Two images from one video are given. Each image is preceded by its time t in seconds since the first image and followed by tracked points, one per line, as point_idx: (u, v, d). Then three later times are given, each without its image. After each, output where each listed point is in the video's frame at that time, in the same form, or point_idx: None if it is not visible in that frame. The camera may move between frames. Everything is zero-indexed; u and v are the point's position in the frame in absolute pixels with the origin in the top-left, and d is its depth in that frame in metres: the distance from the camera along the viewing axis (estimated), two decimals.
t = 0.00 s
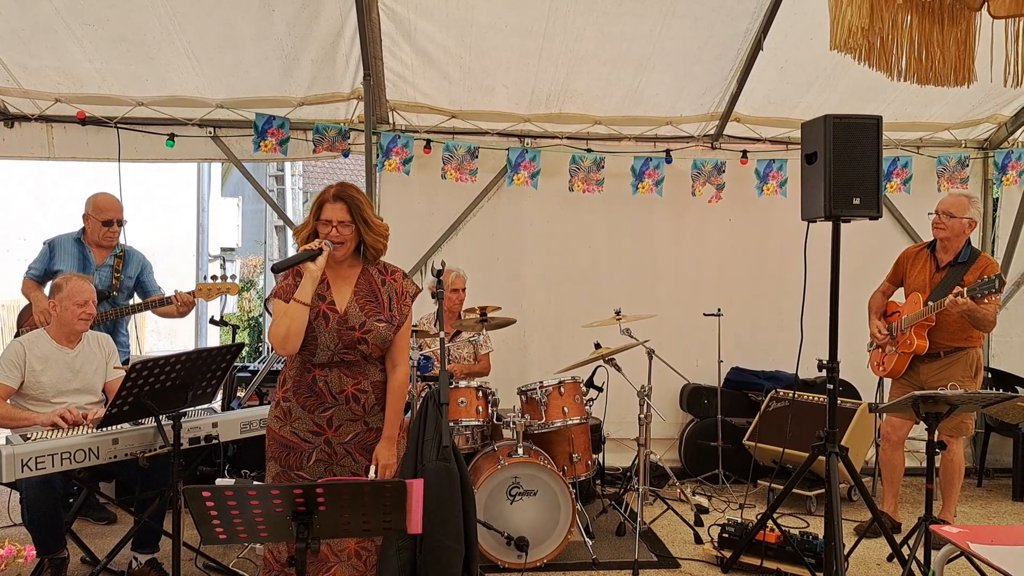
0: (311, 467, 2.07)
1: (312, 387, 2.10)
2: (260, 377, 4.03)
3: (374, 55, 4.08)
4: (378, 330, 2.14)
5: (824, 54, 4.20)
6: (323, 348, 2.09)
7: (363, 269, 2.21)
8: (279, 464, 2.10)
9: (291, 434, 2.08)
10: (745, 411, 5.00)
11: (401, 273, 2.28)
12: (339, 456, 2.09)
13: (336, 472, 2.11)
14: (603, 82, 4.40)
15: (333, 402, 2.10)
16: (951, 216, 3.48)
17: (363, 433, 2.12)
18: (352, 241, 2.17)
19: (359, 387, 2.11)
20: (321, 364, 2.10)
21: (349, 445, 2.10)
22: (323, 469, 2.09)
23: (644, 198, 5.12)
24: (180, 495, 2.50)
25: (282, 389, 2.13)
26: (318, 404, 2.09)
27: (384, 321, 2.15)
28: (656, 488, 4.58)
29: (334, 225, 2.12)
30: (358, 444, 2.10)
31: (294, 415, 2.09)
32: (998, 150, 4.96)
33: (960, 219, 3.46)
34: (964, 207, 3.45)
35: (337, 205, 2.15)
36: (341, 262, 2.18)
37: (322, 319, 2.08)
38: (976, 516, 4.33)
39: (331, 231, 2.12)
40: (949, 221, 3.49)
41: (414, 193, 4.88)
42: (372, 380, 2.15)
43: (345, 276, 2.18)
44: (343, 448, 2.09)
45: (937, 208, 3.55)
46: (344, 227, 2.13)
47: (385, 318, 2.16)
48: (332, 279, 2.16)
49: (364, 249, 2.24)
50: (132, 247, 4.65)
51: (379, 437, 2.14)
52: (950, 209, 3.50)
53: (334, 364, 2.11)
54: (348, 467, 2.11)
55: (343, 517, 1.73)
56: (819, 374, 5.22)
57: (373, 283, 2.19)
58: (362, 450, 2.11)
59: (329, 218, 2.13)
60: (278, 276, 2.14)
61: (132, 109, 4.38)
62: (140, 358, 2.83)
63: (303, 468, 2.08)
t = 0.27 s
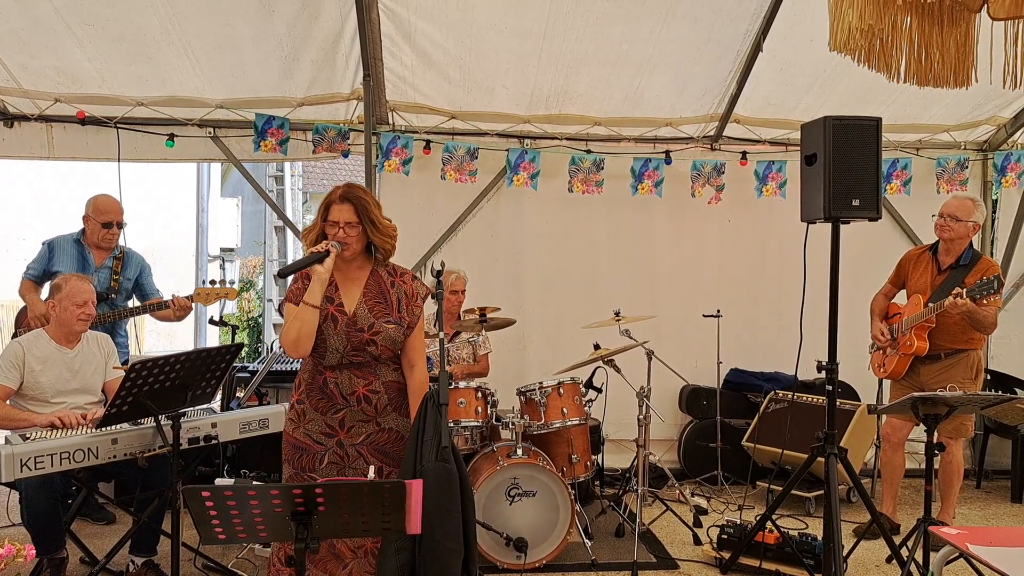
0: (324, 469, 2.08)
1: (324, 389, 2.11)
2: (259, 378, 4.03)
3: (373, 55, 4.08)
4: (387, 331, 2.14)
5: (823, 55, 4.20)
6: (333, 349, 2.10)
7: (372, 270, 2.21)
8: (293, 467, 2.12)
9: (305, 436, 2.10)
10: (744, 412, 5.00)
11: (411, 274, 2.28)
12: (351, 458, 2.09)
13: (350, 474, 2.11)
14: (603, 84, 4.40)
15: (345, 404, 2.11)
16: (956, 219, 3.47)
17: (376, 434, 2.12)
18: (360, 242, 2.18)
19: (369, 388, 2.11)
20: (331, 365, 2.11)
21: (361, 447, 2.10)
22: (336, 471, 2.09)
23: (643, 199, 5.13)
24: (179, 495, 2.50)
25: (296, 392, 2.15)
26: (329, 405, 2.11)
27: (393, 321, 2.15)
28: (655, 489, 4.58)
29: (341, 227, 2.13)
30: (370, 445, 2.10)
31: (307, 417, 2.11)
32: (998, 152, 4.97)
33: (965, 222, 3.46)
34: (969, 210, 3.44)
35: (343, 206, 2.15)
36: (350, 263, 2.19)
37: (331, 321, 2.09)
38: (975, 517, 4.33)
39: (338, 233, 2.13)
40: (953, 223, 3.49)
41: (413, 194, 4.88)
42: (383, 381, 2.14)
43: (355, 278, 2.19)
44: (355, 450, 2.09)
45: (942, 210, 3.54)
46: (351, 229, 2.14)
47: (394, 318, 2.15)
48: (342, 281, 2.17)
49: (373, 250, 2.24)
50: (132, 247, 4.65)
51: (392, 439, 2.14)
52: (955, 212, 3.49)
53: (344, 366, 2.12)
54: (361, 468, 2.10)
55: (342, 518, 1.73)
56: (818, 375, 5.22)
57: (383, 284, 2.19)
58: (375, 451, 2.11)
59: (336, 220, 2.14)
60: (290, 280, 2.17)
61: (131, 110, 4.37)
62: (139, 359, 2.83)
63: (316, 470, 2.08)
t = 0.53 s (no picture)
0: (312, 468, 2.07)
1: (313, 388, 2.10)
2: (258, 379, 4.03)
3: (373, 56, 4.09)
4: (378, 332, 2.14)
5: (823, 57, 4.21)
6: (324, 349, 2.09)
7: (367, 270, 2.22)
8: (281, 466, 2.10)
9: (293, 435, 2.08)
10: (743, 414, 5.00)
11: (404, 276, 2.29)
12: (340, 457, 2.09)
13: (338, 473, 2.10)
14: (602, 85, 4.41)
15: (334, 403, 2.11)
16: (959, 220, 3.48)
17: (365, 435, 2.12)
18: (355, 242, 2.18)
19: (358, 388, 2.10)
20: (322, 365, 2.11)
21: (350, 447, 2.09)
22: (325, 470, 2.09)
23: (643, 200, 5.13)
24: (177, 496, 2.49)
25: (283, 390, 2.13)
26: (318, 405, 2.09)
27: (385, 322, 2.15)
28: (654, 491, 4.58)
29: (337, 225, 2.14)
30: (359, 446, 2.10)
31: (295, 416, 2.09)
32: (996, 154, 4.97)
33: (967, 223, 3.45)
34: (972, 211, 3.45)
35: (341, 205, 2.15)
36: (344, 263, 2.19)
37: (323, 320, 2.09)
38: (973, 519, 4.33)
39: (334, 232, 2.14)
40: (956, 224, 3.49)
41: (413, 195, 4.88)
42: (372, 382, 2.13)
43: (349, 277, 2.19)
44: (344, 450, 2.09)
45: (944, 211, 3.55)
46: (347, 228, 2.14)
47: (386, 320, 2.16)
48: (335, 280, 2.17)
49: (367, 250, 2.25)
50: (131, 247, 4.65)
51: (380, 439, 2.13)
52: (957, 213, 3.50)
53: (334, 365, 2.11)
54: (349, 468, 2.10)
55: (341, 519, 1.73)
56: (817, 376, 5.22)
57: (377, 285, 2.20)
58: (363, 452, 2.11)
59: (333, 219, 2.14)
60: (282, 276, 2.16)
61: (131, 110, 4.37)
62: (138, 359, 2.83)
63: (304, 469, 2.07)
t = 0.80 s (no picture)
0: (293, 471, 2.05)
1: (295, 389, 2.09)
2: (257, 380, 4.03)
3: (374, 57, 4.09)
4: (364, 336, 2.15)
5: (822, 59, 4.21)
6: (309, 350, 2.08)
7: (354, 274, 2.22)
8: (259, 468, 2.07)
9: (273, 437, 2.06)
10: (742, 415, 5.01)
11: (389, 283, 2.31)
12: (321, 460, 2.08)
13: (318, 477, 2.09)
14: (602, 86, 4.41)
15: (316, 406, 2.10)
16: (960, 220, 3.48)
17: (347, 439, 2.11)
18: (344, 245, 2.19)
19: (342, 390, 2.10)
20: (306, 366, 2.10)
21: (332, 450, 2.09)
22: (305, 473, 2.07)
23: (642, 202, 5.13)
24: (176, 496, 2.49)
25: (263, 391, 2.10)
26: (300, 407, 2.08)
27: (371, 326, 2.16)
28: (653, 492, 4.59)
29: (327, 227, 2.15)
30: (341, 449, 2.09)
31: (276, 418, 2.07)
32: (996, 156, 4.98)
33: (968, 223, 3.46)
34: (973, 212, 3.46)
35: (331, 208, 2.17)
36: (332, 266, 2.20)
37: (309, 322, 2.08)
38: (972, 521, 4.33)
39: (323, 234, 2.15)
40: (956, 225, 3.50)
41: (412, 196, 4.88)
42: (355, 385, 2.14)
43: (336, 281, 2.19)
44: (325, 453, 2.08)
45: (945, 212, 3.56)
46: (337, 230, 2.16)
47: (372, 324, 2.17)
48: (321, 282, 2.16)
49: (354, 255, 2.26)
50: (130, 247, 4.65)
51: (362, 443, 2.13)
52: (958, 214, 3.50)
53: (318, 367, 2.11)
54: (330, 471, 2.09)
55: (340, 520, 1.73)
56: (816, 378, 5.23)
57: (363, 289, 2.20)
58: (345, 455, 2.10)
59: (323, 221, 2.15)
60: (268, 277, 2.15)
61: (131, 110, 4.37)
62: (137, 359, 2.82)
63: (285, 472, 2.05)
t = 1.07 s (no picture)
0: (302, 469, 2.06)
1: (304, 388, 2.09)
2: (256, 380, 4.03)
3: (374, 58, 4.09)
4: (371, 331, 2.14)
5: (822, 61, 4.22)
6: (316, 348, 2.08)
7: (358, 270, 2.21)
8: (269, 467, 2.08)
9: (282, 436, 2.07)
10: (741, 416, 5.01)
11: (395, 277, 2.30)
12: (330, 458, 2.09)
13: (327, 474, 2.10)
14: (602, 88, 4.42)
15: (324, 404, 2.10)
16: (957, 221, 3.49)
17: (355, 436, 2.12)
18: (347, 242, 2.18)
19: (350, 388, 2.11)
20: (314, 364, 2.10)
21: (340, 447, 2.09)
22: (314, 471, 2.08)
23: (641, 203, 5.13)
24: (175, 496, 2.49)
25: (273, 390, 2.11)
26: (309, 405, 2.09)
27: (377, 322, 2.16)
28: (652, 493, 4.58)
29: (329, 225, 2.14)
30: (349, 446, 2.10)
31: (286, 416, 2.08)
32: (995, 158, 4.99)
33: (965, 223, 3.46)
34: (971, 213, 3.47)
35: (332, 206, 2.16)
36: (335, 264, 2.19)
37: (315, 320, 2.08)
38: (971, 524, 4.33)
39: (325, 232, 2.14)
40: (954, 225, 3.51)
41: (411, 197, 4.88)
42: (363, 382, 2.14)
43: (339, 278, 2.18)
44: (334, 450, 2.09)
45: (942, 214, 3.57)
46: (338, 228, 2.15)
47: (378, 319, 2.16)
48: (326, 280, 2.16)
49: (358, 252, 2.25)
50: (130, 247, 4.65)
51: (370, 440, 2.14)
52: (955, 215, 3.52)
53: (326, 365, 2.11)
54: (339, 469, 2.10)
55: (340, 521, 1.73)
56: (815, 380, 5.23)
57: (368, 285, 2.20)
58: (353, 452, 2.11)
59: (324, 219, 2.15)
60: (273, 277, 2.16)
61: (131, 111, 4.37)
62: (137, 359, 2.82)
63: (293, 470, 2.06)
